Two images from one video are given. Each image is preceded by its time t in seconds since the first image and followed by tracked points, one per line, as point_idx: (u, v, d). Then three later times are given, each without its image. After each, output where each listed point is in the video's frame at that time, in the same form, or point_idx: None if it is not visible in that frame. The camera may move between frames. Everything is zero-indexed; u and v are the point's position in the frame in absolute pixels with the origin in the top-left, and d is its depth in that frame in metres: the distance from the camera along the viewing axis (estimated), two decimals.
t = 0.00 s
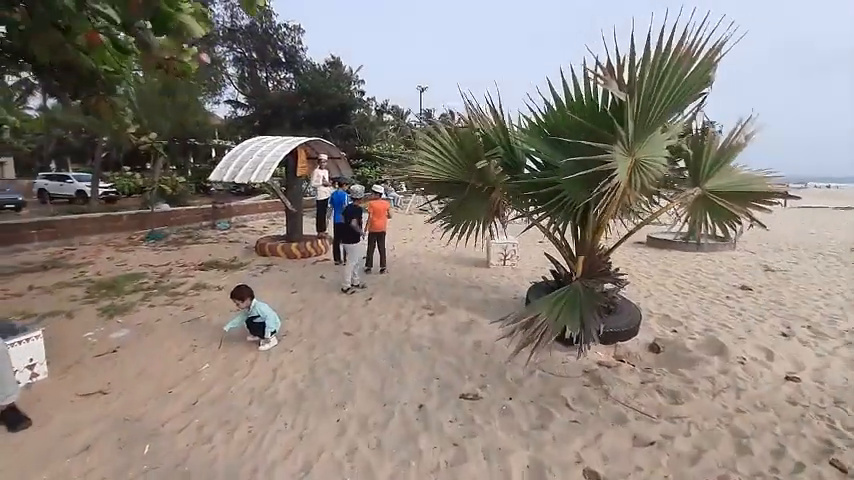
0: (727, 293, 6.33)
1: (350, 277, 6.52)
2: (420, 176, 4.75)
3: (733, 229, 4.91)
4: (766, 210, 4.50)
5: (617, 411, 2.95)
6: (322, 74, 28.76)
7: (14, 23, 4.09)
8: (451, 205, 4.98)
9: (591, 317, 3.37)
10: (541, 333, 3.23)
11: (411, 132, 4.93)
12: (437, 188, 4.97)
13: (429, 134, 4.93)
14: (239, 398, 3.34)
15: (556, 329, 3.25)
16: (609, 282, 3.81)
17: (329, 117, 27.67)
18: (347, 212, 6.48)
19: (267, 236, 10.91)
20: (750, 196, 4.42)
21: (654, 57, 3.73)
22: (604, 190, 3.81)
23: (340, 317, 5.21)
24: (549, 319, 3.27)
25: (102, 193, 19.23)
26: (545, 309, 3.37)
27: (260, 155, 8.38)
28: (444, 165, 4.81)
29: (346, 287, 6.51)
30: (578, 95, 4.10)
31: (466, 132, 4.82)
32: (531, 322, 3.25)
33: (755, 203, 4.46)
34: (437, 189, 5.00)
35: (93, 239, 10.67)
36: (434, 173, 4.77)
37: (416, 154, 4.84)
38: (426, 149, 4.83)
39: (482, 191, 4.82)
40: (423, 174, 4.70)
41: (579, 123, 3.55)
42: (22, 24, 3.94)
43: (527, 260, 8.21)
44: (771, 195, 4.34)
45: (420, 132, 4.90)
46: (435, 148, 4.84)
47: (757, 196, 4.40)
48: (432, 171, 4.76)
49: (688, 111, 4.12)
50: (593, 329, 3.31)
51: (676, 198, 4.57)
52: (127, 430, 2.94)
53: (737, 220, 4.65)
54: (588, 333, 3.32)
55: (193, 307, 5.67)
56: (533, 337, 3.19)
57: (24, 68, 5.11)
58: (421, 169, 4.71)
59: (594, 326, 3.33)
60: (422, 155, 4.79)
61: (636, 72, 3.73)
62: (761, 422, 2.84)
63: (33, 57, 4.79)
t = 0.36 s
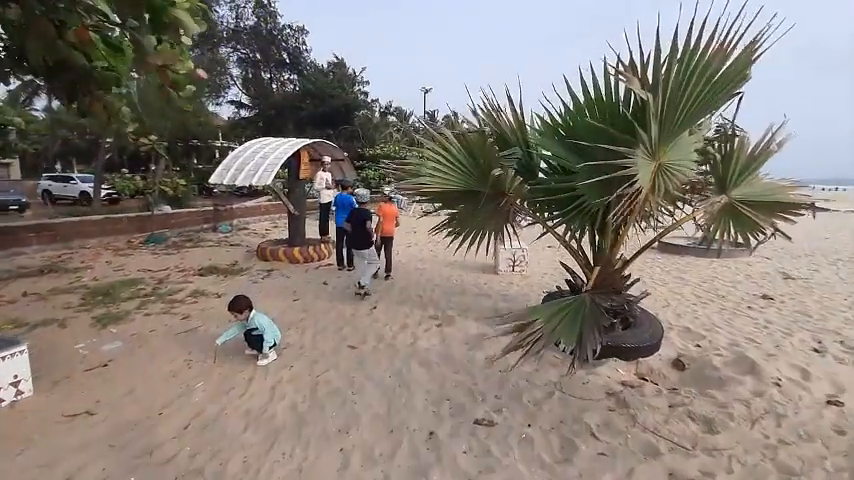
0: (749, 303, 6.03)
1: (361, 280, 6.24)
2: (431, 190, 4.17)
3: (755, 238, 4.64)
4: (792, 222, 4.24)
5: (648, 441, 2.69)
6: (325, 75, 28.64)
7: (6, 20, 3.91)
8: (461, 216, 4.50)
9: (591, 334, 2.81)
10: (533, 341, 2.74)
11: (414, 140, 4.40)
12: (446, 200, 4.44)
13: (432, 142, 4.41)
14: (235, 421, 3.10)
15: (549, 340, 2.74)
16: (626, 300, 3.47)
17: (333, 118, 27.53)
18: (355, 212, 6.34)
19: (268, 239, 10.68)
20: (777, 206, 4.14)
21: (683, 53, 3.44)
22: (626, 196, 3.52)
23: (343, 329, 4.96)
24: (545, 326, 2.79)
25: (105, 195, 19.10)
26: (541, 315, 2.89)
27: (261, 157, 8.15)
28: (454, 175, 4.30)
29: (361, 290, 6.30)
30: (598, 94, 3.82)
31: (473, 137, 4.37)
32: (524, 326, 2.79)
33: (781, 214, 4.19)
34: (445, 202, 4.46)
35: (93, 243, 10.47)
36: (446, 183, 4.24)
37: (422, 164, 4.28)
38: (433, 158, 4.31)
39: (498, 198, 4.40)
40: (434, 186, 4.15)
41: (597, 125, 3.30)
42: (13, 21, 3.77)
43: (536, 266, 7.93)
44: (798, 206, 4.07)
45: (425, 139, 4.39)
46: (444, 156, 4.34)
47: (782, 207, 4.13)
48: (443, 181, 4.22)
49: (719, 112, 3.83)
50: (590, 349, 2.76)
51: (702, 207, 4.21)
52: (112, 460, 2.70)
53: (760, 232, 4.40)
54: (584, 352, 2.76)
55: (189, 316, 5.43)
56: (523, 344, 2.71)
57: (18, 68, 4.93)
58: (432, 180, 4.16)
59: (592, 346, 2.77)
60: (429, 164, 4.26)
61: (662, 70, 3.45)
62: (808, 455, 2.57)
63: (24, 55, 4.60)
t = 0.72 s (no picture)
0: (761, 304, 5.86)
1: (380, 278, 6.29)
2: (434, 190, 3.95)
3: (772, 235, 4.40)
4: (809, 216, 3.98)
5: (669, 456, 2.51)
6: (325, 75, 28.46)
7: None
8: (467, 216, 4.32)
9: (624, 347, 2.61)
10: (565, 355, 2.53)
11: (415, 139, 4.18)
12: (450, 201, 4.25)
13: (434, 140, 4.19)
14: (228, 433, 2.92)
15: (580, 354, 2.55)
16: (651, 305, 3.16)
17: (333, 117, 27.36)
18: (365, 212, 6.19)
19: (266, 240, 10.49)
20: (790, 200, 3.92)
21: (700, 41, 3.21)
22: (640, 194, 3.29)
23: (342, 332, 4.78)
24: (574, 339, 2.59)
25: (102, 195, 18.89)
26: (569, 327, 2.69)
27: (258, 155, 7.95)
28: (458, 174, 4.10)
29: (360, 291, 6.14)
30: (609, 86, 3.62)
31: (479, 134, 4.18)
32: (550, 341, 2.58)
33: (796, 208, 3.95)
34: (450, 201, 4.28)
35: (87, 244, 10.27)
36: (451, 183, 4.04)
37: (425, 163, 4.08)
38: (435, 157, 4.10)
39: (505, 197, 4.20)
40: (439, 186, 3.94)
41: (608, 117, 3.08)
42: None
43: (539, 266, 7.75)
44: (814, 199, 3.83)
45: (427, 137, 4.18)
46: (447, 155, 4.13)
47: (797, 200, 3.90)
48: (447, 181, 4.03)
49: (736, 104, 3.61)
50: (625, 363, 2.55)
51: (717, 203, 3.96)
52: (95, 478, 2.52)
53: (776, 227, 4.13)
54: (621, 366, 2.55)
55: (183, 320, 5.25)
56: (551, 360, 2.49)
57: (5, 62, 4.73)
58: (437, 180, 3.97)
59: (628, 360, 2.58)
60: (433, 163, 4.05)
61: (679, 58, 3.22)
62: (842, 471, 2.41)
63: (11, 48, 4.41)
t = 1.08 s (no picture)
0: (778, 309, 5.57)
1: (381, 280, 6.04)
2: (436, 187, 3.66)
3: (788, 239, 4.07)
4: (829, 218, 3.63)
5: None
6: (323, 74, 28.19)
7: None
8: (468, 216, 3.99)
9: (660, 366, 2.38)
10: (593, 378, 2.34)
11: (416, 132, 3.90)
12: (451, 199, 3.93)
13: (437, 133, 3.89)
14: (206, 458, 2.63)
15: (614, 376, 2.33)
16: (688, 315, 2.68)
17: (332, 117, 27.07)
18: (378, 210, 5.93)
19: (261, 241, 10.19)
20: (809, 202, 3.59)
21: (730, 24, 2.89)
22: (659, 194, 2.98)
23: (337, 341, 4.49)
24: (605, 359, 2.38)
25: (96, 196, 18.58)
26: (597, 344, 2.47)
27: (251, 153, 7.66)
28: (462, 170, 3.80)
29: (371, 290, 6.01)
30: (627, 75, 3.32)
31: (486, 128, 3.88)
32: (579, 362, 2.37)
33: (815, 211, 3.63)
34: (450, 200, 3.96)
35: (76, 245, 9.97)
36: (453, 179, 3.74)
37: (426, 157, 3.79)
38: (438, 150, 3.81)
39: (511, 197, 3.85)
40: (441, 182, 3.65)
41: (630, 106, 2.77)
42: None
43: (544, 269, 7.46)
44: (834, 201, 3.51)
45: (429, 130, 3.89)
46: (449, 150, 3.82)
47: (816, 201, 3.58)
48: (450, 177, 3.73)
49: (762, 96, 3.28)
50: (663, 384, 2.35)
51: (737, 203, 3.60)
52: None
53: (794, 229, 3.81)
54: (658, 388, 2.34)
55: (169, 327, 4.96)
56: (580, 386, 2.30)
57: None
58: (440, 175, 3.67)
59: (666, 380, 2.35)
60: (435, 157, 3.77)
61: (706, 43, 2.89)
62: None
63: None
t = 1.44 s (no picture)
0: (795, 316, 5.30)
1: (384, 286, 5.80)
2: (437, 187, 3.37)
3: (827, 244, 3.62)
4: None
5: None
6: (323, 73, 27.94)
7: None
8: (469, 217, 3.73)
9: (667, 398, 1.93)
10: (586, 401, 1.97)
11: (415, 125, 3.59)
12: (452, 199, 3.67)
13: (440, 128, 3.56)
14: None
15: (611, 397, 1.93)
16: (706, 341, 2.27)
17: (331, 116, 26.79)
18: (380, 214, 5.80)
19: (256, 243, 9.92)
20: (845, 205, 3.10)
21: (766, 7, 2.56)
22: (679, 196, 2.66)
23: (329, 352, 4.22)
24: (602, 378, 2.00)
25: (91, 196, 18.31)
26: (598, 362, 2.09)
27: (244, 153, 7.37)
28: (465, 169, 3.53)
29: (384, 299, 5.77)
30: (646, 67, 3.04)
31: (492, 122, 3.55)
32: (572, 380, 2.00)
33: None
34: (452, 200, 3.69)
35: (66, 247, 9.70)
36: (455, 178, 3.47)
37: (427, 155, 3.52)
38: (440, 147, 3.53)
39: (518, 200, 3.56)
40: (442, 182, 3.37)
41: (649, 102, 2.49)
42: None
43: (547, 272, 7.18)
44: None
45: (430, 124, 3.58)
46: (452, 148, 3.54)
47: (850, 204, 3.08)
48: (451, 176, 3.46)
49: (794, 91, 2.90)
50: (668, 420, 1.91)
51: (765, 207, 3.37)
52: None
53: (829, 235, 3.40)
54: (663, 426, 1.89)
55: (152, 337, 4.69)
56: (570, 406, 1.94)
57: None
58: (441, 174, 3.40)
59: (672, 416, 1.90)
60: (436, 155, 3.50)
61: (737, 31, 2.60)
62: None
63: None
